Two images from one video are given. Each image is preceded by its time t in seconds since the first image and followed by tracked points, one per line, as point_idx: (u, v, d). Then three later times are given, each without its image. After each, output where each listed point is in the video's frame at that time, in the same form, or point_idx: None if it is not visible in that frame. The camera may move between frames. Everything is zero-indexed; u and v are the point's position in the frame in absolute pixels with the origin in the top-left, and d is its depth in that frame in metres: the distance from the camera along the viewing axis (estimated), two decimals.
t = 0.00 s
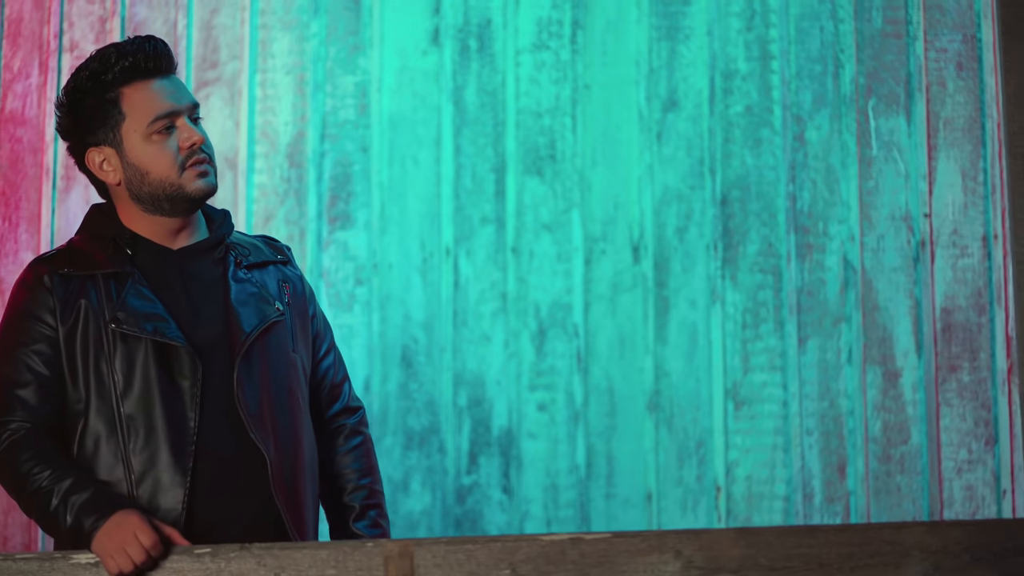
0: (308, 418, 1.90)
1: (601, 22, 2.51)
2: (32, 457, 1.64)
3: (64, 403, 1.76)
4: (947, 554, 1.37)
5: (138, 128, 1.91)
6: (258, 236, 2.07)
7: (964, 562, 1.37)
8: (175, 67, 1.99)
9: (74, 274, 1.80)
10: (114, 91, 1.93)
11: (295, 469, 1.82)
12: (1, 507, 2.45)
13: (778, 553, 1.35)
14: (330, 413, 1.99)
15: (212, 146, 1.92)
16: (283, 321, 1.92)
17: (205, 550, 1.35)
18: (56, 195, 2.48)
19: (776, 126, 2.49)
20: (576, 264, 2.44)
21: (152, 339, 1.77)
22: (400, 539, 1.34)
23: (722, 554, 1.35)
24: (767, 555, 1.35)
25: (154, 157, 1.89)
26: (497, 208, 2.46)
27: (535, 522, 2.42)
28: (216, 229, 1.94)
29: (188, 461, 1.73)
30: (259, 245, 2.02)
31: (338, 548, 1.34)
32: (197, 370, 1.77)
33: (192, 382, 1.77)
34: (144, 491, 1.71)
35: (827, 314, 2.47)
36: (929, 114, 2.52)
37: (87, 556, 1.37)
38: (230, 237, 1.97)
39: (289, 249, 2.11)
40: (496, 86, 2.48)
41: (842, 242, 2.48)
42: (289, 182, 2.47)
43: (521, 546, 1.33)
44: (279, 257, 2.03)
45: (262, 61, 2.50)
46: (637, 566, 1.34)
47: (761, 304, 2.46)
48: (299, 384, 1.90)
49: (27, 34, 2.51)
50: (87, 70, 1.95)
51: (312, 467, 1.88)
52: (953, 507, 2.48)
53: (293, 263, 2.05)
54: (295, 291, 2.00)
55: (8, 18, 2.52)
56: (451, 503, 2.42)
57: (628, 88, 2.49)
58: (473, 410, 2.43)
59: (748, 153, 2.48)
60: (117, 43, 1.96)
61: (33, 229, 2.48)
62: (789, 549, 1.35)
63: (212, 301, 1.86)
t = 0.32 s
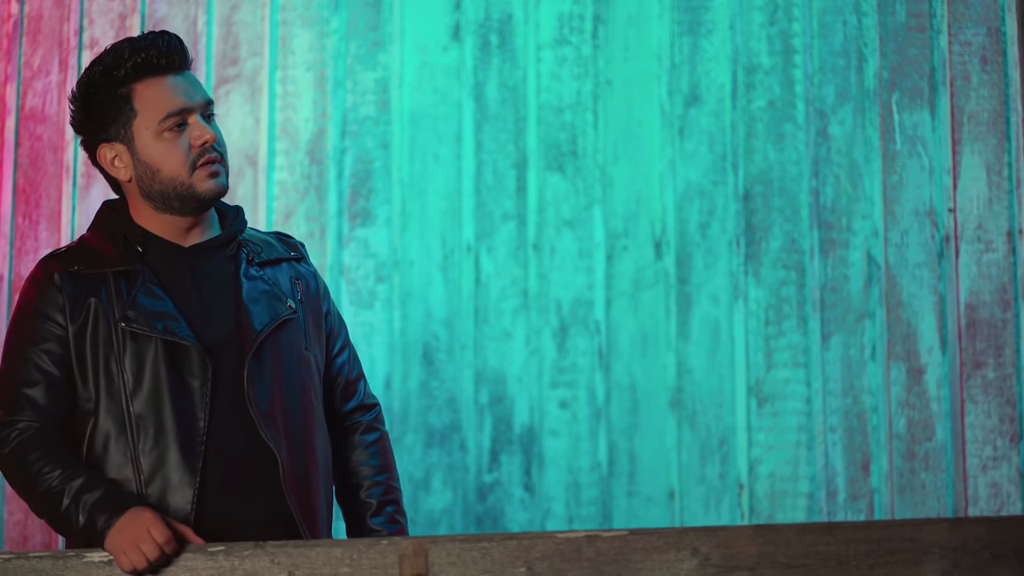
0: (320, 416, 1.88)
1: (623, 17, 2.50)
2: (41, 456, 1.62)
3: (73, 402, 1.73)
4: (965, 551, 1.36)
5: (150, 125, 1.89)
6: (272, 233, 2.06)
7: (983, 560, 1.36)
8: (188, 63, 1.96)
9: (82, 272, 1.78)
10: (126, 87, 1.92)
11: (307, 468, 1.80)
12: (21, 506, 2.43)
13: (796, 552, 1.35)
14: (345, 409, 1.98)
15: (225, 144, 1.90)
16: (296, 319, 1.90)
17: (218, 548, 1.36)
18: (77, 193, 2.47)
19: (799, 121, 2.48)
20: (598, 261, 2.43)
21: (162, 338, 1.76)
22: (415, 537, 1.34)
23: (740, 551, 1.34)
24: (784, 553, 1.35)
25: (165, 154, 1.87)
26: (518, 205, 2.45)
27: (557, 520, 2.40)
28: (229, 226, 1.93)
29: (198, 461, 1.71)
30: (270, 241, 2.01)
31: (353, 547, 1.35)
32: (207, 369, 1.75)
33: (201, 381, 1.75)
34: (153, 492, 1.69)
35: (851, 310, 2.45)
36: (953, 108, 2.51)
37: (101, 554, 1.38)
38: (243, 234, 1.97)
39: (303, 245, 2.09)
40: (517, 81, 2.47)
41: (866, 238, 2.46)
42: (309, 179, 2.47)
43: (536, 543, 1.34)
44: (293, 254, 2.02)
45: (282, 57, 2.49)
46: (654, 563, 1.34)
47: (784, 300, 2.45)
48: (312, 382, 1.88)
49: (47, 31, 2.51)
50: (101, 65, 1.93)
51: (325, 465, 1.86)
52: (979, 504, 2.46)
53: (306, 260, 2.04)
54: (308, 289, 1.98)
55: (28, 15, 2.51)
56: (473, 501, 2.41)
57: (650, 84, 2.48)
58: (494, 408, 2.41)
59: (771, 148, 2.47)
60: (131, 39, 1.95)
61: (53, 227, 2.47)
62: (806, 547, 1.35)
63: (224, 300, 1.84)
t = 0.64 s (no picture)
0: (327, 422, 1.88)
1: (631, 19, 2.50)
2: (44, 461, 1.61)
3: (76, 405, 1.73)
4: (963, 555, 1.36)
5: (159, 127, 1.88)
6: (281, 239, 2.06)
7: (982, 564, 1.36)
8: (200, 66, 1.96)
9: (90, 275, 1.78)
10: (137, 88, 1.91)
11: (314, 475, 1.80)
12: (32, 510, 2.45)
13: (793, 556, 1.34)
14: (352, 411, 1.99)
15: (234, 150, 1.89)
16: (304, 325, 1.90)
17: (217, 553, 1.36)
18: (86, 197, 2.49)
19: (808, 122, 2.47)
20: (606, 264, 2.44)
21: (170, 342, 1.75)
22: (413, 541, 1.34)
23: (737, 555, 1.34)
24: (783, 557, 1.34)
25: (173, 157, 1.86)
26: (526, 208, 2.45)
27: (564, 523, 2.41)
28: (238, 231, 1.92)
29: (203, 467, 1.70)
30: (279, 247, 2.00)
31: (351, 551, 1.33)
32: (214, 374, 1.74)
33: (208, 386, 1.74)
34: (156, 498, 1.67)
35: (859, 312, 2.45)
36: (961, 109, 2.51)
37: (100, 559, 1.39)
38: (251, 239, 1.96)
39: (311, 251, 2.09)
40: (525, 84, 2.47)
41: (874, 239, 2.46)
42: (318, 182, 2.47)
43: (534, 548, 1.33)
44: (301, 260, 2.02)
45: (291, 61, 2.50)
46: (652, 568, 1.33)
47: (792, 303, 2.45)
48: (320, 388, 1.88)
49: (56, 35, 2.52)
50: (113, 64, 1.93)
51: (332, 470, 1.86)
52: (986, 506, 2.47)
53: (315, 265, 2.04)
54: (316, 294, 1.98)
55: (37, 19, 2.52)
56: (480, 504, 2.41)
57: (658, 86, 2.48)
58: (502, 411, 2.42)
59: (779, 150, 2.47)
60: (144, 40, 1.94)
61: (62, 231, 2.48)
62: (804, 550, 1.34)
63: (231, 304, 1.84)
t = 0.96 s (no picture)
0: (360, 427, 1.84)
1: (632, 23, 2.50)
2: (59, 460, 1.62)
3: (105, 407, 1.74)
4: (954, 561, 1.34)
5: (189, 133, 1.85)
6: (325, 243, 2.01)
7: (972, 568, 1.34)
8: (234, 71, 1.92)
9: (120, 276, 1.77)
10: (169, 94, 1.89)
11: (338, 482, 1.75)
12: (34, 513, 2.46)
13: (785, 561, 1.32)
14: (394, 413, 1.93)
15: (267, 156, 1.84)
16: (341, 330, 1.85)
17: (212, 558, 1.32)
18: (89, 202, 2.50)
19: (808, 126, 2.48)
20: (606, 267, 2.44)
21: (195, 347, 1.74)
22: (406, 546, 1.30)
23: (729, 560, 1.31)
24: (774, 562, 1.32)
25: (204, 164, 1.83)
26: (527, 212, 2.46)
27: (565, 526, 2.41)
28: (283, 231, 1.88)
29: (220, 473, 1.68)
30: (317, 251, 1.96)
31: (344, 556, 1.29)
32: (236, 379, 1.72)
33: (230, 390, 1.71)
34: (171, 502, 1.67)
35: (859, 316, 2.46)
36: (961, 113, 2.51)
37: (95, 565, 1.36)
38: (293, 242, 1.91)
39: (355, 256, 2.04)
40: (526, 88, 2.48)
41: (874, 243, 2.47)
42: (319, 187, 2.48)
43: (527, 553, 1.30)
44: (344, 264, 1.97)
45: (293, 66, 2.51)
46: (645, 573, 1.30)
47: (793, 306, 2.46)
48: (354, 393, 1.83)
49: (59, 40, 2.53)
50: (147, 69, 1.91)
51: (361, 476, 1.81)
52: (986, 510, 2.48)
53: (358, 271, 1.98)
54: (356, 299, 1.92)
55: (40, 24, 2.53)
56: (482, 508, 2.42)
57: (658, 90, 2.48)
58: (503, 414, 2.43)
59: (779, 154, 2.48)
60: (178, 44, 1.92)
61: (65, 236, 2.49)
62: (795, 555, 1.32)
63: (262, 308, 1.80)
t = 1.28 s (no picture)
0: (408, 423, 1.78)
1: (628, 25, 2.51)
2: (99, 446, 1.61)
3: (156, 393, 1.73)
4: (944, 561, 1.36)
5: (247, 134, 1.78)
6: (400, 238, 1.95)
7: (961, 569, 1.36)
8: (309, 72, 1.81)
9: (179, 266, 1.77)
10: (239, 88, 1.82)
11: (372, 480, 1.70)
12: (33, 515, 2.47)
13: (773, 562, 1.33)
14: (470, 390, 1.83)
15: (320, 171, 1.75)
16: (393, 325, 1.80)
17: (203, 560, 1.31)
18: (88, 205, 2.50)
19: (804, 128, 2.49)
20: (603, 269, 2.45)
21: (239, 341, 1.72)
22: (397, 547, 1.30)
23: (717, 562, 1.32)
24: (763, 564, 1.33)
25: (254, 169, 1.77)
26: (524, 214, 2.46)
27: (562, 528, 2.42)
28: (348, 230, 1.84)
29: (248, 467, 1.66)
30: (388, 246, 1.90)
31: (335, 558, 1.29)
32: (271, 374, 1.69)
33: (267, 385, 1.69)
34: (202, 494, 1.65)
35: (855, 317, 2.47)
36: (957, 115, 2.53)
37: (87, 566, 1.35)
38: (361, 236, 1.87)
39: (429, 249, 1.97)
40: (523, 91, 2.48)
41: (870, 245, 2.48)
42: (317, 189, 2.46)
43: (517, 555, 1.31)
44: (411, 260, 1.90)
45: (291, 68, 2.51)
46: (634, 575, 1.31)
47: (788, 308, 2.47)
48: (404, 385, 1.78)
49: (59, 44, 2.54)
50: (230, 57, 1.85)
51: (404, 471, 1.75)
52: (981, 511, 2.50)
53: (426, 266, 1.91)
54: (416, 295, 1.85)
55: (40, 28, 2.55)
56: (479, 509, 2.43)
57: (655, 92, 2.49)
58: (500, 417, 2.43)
59: (776, 156, 2.48)
60: (261, 37, 1.84)
61: (64, 239, 2.50)
62: (784, 557, 1.34)
63: (314, 302, 1.75)
